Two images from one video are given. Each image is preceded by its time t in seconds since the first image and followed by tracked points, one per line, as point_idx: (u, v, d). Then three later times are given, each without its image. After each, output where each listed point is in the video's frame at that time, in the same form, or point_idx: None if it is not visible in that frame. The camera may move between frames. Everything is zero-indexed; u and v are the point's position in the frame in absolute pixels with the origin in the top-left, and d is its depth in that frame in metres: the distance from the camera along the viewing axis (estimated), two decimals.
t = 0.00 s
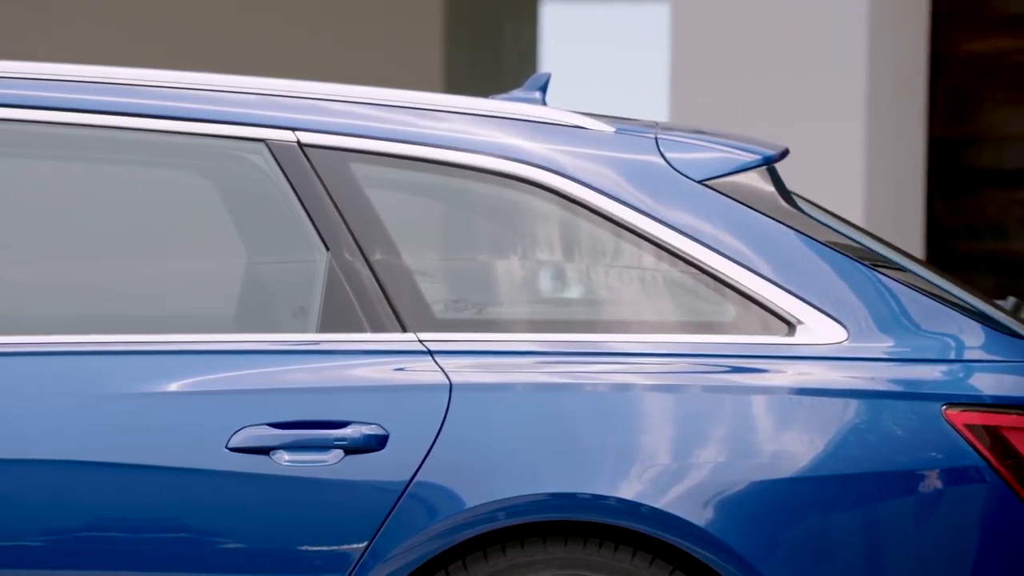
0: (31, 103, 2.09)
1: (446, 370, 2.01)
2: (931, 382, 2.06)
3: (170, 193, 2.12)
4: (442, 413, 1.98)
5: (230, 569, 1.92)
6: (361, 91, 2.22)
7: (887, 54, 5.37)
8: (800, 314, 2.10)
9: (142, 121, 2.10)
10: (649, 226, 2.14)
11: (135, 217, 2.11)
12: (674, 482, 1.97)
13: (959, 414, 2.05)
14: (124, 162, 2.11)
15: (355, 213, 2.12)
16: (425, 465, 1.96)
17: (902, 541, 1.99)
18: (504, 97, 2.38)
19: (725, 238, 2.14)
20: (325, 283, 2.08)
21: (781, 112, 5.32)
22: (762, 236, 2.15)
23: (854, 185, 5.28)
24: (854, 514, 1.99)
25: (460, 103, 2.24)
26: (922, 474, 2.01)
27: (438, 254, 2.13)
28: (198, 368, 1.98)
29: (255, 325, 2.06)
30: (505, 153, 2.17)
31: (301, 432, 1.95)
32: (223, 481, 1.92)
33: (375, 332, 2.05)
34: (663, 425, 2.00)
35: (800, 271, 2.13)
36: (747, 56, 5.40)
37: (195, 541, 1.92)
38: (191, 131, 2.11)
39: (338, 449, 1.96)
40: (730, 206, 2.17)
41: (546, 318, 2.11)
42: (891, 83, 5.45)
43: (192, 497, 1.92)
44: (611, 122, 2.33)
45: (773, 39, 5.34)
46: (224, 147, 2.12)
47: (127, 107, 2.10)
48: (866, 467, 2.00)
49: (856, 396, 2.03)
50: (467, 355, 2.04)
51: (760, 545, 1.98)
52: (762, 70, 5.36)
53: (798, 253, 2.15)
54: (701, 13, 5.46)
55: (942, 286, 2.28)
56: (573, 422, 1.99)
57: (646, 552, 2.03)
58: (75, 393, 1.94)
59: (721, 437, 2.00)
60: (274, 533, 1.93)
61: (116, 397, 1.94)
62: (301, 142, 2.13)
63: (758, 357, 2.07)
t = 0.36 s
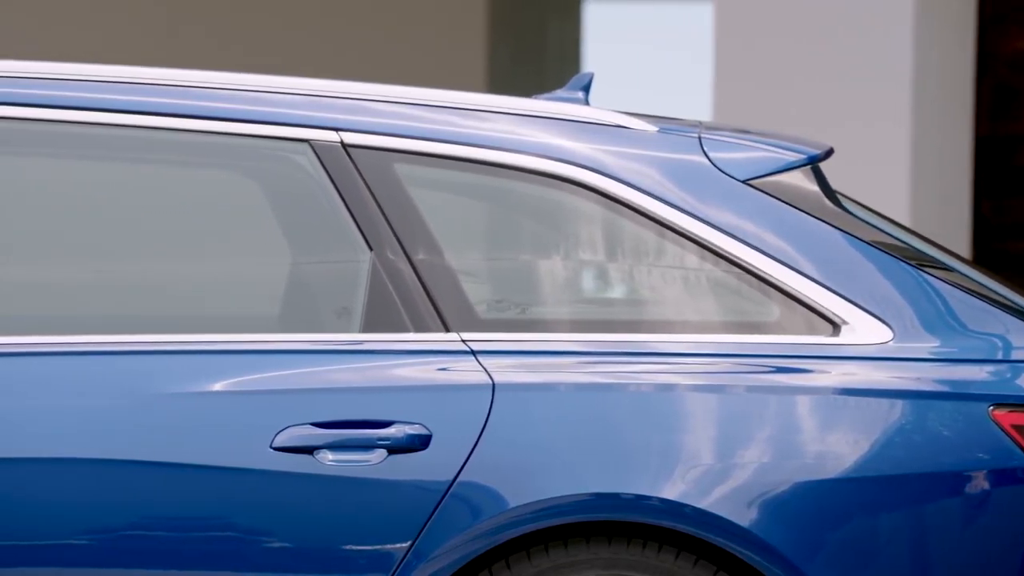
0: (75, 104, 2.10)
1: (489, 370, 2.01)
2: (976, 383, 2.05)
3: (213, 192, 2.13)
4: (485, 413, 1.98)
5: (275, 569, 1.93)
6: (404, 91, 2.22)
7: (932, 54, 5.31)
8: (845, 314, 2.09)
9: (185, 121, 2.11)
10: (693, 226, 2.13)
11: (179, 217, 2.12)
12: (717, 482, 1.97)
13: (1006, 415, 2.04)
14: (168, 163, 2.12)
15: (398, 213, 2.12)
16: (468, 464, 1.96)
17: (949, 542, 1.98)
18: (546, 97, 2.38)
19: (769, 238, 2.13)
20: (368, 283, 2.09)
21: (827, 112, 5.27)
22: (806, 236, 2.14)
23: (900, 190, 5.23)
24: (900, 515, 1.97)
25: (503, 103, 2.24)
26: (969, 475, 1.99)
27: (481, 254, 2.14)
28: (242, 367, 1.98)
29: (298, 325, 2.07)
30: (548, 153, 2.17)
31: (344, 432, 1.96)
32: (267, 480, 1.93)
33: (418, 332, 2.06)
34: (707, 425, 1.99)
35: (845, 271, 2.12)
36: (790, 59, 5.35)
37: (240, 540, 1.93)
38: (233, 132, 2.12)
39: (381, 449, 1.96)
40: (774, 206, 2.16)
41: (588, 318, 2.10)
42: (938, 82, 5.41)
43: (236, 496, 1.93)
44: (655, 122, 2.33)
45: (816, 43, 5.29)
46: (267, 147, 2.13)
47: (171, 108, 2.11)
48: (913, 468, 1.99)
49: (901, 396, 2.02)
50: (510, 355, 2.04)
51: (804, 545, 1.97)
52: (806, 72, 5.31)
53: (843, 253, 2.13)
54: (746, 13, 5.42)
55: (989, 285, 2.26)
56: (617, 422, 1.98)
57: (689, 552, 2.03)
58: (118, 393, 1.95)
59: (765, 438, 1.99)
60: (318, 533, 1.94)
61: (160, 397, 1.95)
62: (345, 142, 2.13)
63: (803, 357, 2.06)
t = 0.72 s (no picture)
0: (116, 105, 2.10)
1: (532, 370, 2.02)
2: None
3: (257, 193, 2.12)
4: (529, 413, 1.98)
5: (319, 568, 1.94)
6: (446, 91, 2.23)
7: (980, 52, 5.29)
8: (891, 314, 2.08)
9: (229, 123, 2.11)
10: (737, 226, 2.12)
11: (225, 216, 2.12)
12: (762, 483, 1.96)
13: None
14: (212, 162, 2.11)
15: (442, 213, 2.12)
16: (512, 464, 1.96)
17: (996, 543, 1.97)
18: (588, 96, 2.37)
19: (814, 238, 2.12)
20: (412, 283, 2.10)
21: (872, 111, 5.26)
22: (852, 235, 2.13)
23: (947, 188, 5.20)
24: (947, 516, 1.96)
25: (547, 103, 2.24)
26: (1017, 476, 1.98)
27: (525, 253, 2.13)
28: (287, 367, 1.99)
29: (343, 324, 2.08)
30: (592, 153, 2.17)
31: (389, 432, 1.96)
32: (312, 480, 1.94)
33: (462, 332, 2.06)
34: (751, 426, 1.99)
35: (891, 271, 2.11)
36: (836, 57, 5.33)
37: (286, 540, 1.93)
38: (277, 132, 2.12)
39: (425, 449, 1.96)
40: (820, 206, 2.15)
41: (632, 317, 2.10)
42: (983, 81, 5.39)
43: (281, 496, 1.93)
44: (699, 122, 2.32)
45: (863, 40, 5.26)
46: (311, 147, 2.13)
47: (214, 108, 2.11)
48: (960, 469, 1.97)
49: (949, 397, 2.01)
50: (554, 355, 2.04)
51: (850, 546, 1.96)
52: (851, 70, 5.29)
53: (889, 253, 2.12)
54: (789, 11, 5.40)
55: None
56: (661, 422, 1.98)
57: (734, 553, 2.02)
58: (163, 392, 1.95)
59: (810, 438, 1.98)
60: (362, 533, 1.94)
61: (206, 396, 1.96)
62: (389, 142, 2.14)
63: (849, 357, 2.05)
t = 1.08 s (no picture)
0: (161, 107, 2.09)
1: (577, 370, 2.02)
2: None
3: (303, 193, 2.14)
4: (573, 413, 1.98)
5: (366, 567, 1.95)
6: (490, 91, 2.23)
7: None
8: (938, 314, 2.07)
9: (274, 125, 2.11)
10: (783, 226, 2.11)
11: (269, 217, 2.12)
12: (809, 484, 1.95)
13: None
14: (259, 163, 2.13)
15: (487, 213, 2.12)
16: (556, 465, 1.96)
17: None
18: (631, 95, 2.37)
19: (861, 237, 2.11)
20: (457, 284, 2.10)
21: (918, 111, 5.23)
22: (899, 235, 2.11)
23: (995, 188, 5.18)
24: (996, 518, 1.95)
25: (591, 103, 2.24)
26: None
27: (569, 253, 2.13)
28: (332, 367, 2.00)
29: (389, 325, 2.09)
30: (636, 153, 2.17)
31: (434, 432, 1.97)
32: (358, 480, 1.94)
33: (507, 332, 2.06)
34: (797, 426, 1.98)
35: (939, 270, 2.10)
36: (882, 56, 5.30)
37: (333, 539, 1.94)
38: (322, 133, 2.12)
39: (470, 449, 1.97)
40: (867, 205, 2.14)
41: (677, 318, 2.10)
42: None
43: (327, 495, 1.94)
44: (744, 122, 2.31)
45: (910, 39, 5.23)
46: (355, 147, 2.13)
47: (260, 110, 2.12)
48: (1008, 470, 1.96)
49: (997, 397, 2.00)
50: (600, 355, 2.04)
51: (898, 548, 1.95)
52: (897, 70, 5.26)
53: (936, 252, 2.11)
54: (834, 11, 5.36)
55: None
56: (707, 422, 1.97)
57: (780, 554, 2.02)
58: (210, 393, 1.96)
59: (857, 439, 1.97)
60: (409, 533, 1.95)
61: (253, 395, 1.97)
62: (434, 142, 2.13)
63: (896, 358, 2.04)
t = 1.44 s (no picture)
0: (210, 108, 2.11)
1: (623, 370, 2.02)
2: None
3: (350, 194, 2.14)
4: (620, 412, 1.98)
5: (412, 567, 1.95)
6: (535, 91, 2.24)
7: None
8: (989, 314, 2.06)
9: (322, 124, 2.13)
10: (830, 226, 2.11)
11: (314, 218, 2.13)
12: (858, 485, 1.94)
13: None
14: (305, 163, 2.13)
15: (532, 213, 2.12)
16: (604, 465, 1.96)
17: None
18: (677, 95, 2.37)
19: (910, 237, 2.10)
20: (503, 284, 2.10)
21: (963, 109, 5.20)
22: (949, 235, 2.10)
23: None
24: None
25: (639, 103, 2.24)
26: None
27: (616, 253, 2.12)
28: (380, 367, 2.00)
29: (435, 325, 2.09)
30: (683, 153, 2.16)
31: (480, 432, 1.97)
32: (405, 480, 1.95)
33: (554, 332, 2.07)
34: (845, 427, 1.97)
35: (990, 270, 2.08)
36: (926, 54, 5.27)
37: (380, 539, 1.94)
38: (370, 134, 2.13)
39: (516, 449, 1.97)
40: (916, 205, 2.13)
41: (725, 319, 2.09)
42: None
43: (374, 496, 1.94)
44: (793, 121, 2.30)
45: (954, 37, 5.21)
46: (402, 148, 2.14)
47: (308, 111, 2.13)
48: None
49: None
50: (646, 355, 2.04)
51: (949, 549, 1.94)
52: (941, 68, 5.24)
53: (987, 252, 2.09)
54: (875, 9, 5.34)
55: None
56: (755, 422, 1.97)
57: (829, 555, 2.01)
58: (259, 392, 1.97)
59: (906, 440, 1.96)
60: (455, 533, 1.95)
61: (300, 395, 1.97)
62: (480, 142, 2.14)
63: (946, 358, 2.04)
